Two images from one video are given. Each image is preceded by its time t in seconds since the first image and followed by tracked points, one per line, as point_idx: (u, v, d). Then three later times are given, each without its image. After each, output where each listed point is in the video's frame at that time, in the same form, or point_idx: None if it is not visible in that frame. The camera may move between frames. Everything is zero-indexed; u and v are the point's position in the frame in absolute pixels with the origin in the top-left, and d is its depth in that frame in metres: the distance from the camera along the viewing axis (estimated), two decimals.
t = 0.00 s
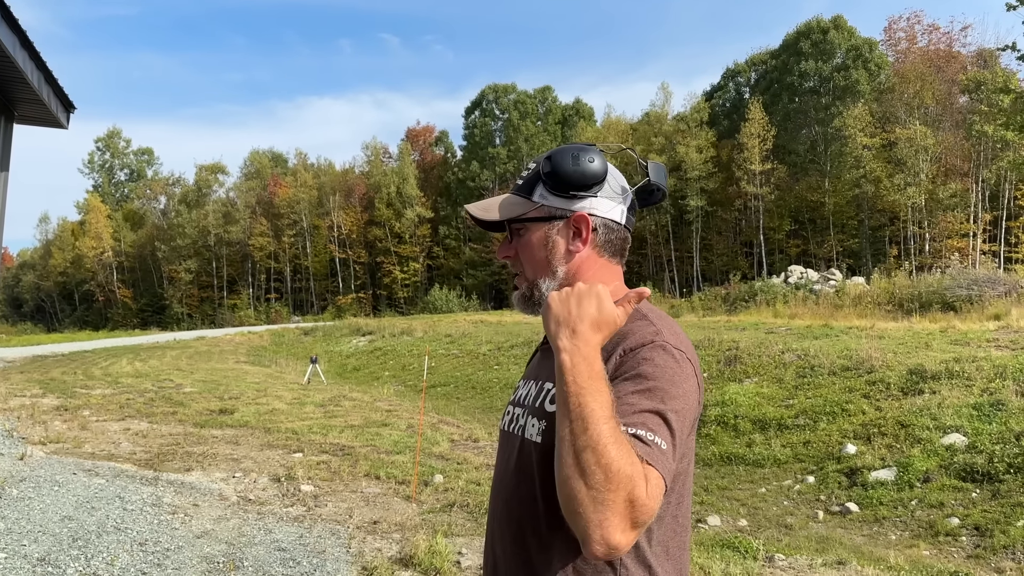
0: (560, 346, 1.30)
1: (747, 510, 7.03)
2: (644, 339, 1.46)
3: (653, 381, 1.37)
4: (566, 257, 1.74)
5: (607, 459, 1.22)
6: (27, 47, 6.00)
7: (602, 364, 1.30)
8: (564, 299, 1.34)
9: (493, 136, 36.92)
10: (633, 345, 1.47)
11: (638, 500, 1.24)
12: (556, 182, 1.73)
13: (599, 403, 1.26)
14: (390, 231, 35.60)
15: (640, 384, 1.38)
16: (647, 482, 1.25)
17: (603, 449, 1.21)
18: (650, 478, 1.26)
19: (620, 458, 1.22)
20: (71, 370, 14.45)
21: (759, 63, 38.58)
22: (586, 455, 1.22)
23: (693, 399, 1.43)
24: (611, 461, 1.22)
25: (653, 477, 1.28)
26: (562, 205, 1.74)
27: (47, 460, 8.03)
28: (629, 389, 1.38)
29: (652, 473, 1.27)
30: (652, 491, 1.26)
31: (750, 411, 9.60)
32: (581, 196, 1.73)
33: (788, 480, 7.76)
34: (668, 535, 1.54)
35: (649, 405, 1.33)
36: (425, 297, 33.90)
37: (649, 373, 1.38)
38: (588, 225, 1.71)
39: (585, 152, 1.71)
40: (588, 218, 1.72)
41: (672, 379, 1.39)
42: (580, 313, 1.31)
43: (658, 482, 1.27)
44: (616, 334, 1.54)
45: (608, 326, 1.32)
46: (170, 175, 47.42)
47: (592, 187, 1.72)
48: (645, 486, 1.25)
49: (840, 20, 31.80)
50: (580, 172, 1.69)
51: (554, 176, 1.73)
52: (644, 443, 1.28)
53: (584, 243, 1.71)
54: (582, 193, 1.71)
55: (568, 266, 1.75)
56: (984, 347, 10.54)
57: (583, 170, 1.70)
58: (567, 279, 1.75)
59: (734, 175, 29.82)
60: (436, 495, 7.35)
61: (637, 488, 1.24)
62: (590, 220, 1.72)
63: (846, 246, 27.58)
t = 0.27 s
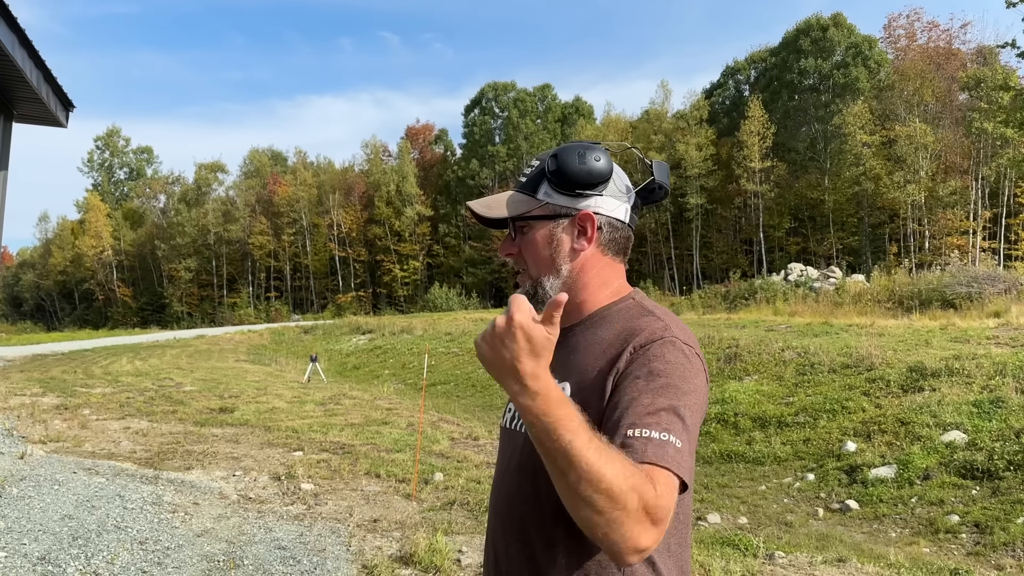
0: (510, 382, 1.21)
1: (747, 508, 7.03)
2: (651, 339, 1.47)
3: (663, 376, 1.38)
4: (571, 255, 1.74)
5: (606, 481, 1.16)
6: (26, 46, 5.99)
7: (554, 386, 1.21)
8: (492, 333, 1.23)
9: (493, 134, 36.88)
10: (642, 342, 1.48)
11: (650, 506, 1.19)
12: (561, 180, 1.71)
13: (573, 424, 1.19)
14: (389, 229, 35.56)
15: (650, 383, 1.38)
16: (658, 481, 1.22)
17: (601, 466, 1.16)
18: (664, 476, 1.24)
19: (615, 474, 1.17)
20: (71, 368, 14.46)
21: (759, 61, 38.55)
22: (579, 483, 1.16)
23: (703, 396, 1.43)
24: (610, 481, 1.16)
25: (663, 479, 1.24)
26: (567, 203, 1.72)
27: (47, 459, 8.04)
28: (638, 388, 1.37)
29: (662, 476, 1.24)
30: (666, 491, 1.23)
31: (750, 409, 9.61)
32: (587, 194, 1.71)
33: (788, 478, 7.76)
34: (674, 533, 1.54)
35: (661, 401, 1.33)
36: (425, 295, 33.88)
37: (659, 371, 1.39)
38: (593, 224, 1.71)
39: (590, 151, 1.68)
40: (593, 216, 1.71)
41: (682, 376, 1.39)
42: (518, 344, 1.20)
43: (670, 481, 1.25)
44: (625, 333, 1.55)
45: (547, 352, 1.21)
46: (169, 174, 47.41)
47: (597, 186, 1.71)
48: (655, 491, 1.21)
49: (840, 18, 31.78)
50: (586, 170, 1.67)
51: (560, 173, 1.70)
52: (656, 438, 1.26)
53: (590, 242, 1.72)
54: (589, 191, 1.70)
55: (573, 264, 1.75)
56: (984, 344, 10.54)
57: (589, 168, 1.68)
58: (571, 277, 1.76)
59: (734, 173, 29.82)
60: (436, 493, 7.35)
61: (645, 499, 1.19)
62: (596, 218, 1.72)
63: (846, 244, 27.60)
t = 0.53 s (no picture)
0: (485, 559, 1.31)
1: (748, 506, 7.03)
2: (650, 352, 1.44)
3: (671, 401, 1.39)
4: (570, 250, 1.74)
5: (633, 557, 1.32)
6: (25, 45, 5.98)
7: (520, 541, 1.30)
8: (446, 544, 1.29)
9: (493, 132, 36.83)
10: (640, 352, 1.45)
11: (672, 555, 1.32)
12: (564, 174, 1.73)
13: (558, 555, 1.32)
14: (390, 227, 35.57)
15: (656, 408, 1.39)
16: (674, 526, 1.34)
17: (605, 567, 1.32)
18: (687, 514, 1.35)
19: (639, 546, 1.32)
20: (72, 368, 14.45)
21: (759, 59, 38.52)
22: None
23: (708, 404, 1.44)
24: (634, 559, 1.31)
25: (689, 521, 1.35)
26: (569, 197, 1.72)
27: (47, 458, 8.04)
28: (647, 416, 1.39)
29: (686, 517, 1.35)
30: (698, 530, 1.36)
31: (751, 407, 9.60)
32: (590, 188, 1.72)
33: (789, 476, 7.76)
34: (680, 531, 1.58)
35: (674, 433, 1.36)
36: (425, 293, 33.90)
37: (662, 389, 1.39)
38: (594, 219, 1.71)
39: (595, 146, 1.70)
40: (594, 211, 1.71)
41: (688, 397, 1.41)
42: (473, 549, 1.27)
43: (697, 515, 1.36)
44: (619, 336, 1.52)
45: (498, 535, 1.27)
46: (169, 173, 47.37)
47: (600, 181, 1.72)
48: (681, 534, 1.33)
49: (840, 15, 31.76)
50: (590, 164, 1.69)
51: (564, 166, 1.72)
52: (682, 471, 1.33)
53: (590, 236, 1.71)
54: (591, 185, 1.70)
55: (573, 256, 1.74)
56: (985, 342, 10.53)
57: (594, 163, 1.69)
58: (569, 271, 1.74)
59: (734, 171, 29.80)
60: (436, 492, 7.35)
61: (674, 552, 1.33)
62: (597, 212, 1.72)
63: (846, 242, 27.61)
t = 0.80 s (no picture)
0: (507, 518, 1.29)
1: (748, 504, 7.03)
2: (653, 348, 1.43)
3: (677, 397, 1.38)
4: (571, 249, 1.74)
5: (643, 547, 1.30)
6: (25, 44, 5.97)
7: (545, 503, 1.29)
8: (473, 489, 1.26)
9: (493, 131, 36.79)
10: (644, 349, 1.45)
11: (687, 545, 1.32)
12: (563, 176, 1.73)
13: (579, 524, 1.31)
14: (390, 226, 35.58)
15: (661, 404, 1.38)
16: (690, 518, 1.33)
17: (622, 546, 1.30)
18: (699, 508, 1.34)
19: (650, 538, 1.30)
20: (72, 367, 14.45)
21: (759, 57, 38.49)
22: (607, 564, 1.32)
23: (713, 401, 1.44)
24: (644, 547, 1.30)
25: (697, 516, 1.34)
26: (570, 197, 1.73)
27: (48, 457, 8.03)
28: (653, 412, 1.38)
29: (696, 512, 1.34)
30: (706, 525, 1.34)
31: (751, 405, 9.60)
32: (590, 187, 1.72)
33: (789, 474, 7.75)
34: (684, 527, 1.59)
35: (682, 430, 1.36)
36: (425, 293, 33.93)
37: (668, 388, 1.38)
38: (596, 219, 1.72)
39: (596, 146, 1.70)
40: (595, 211, 1.72)
41: (695, 394, 1.40)
42: (501, 495, 1.25)
43: (709, 509, 1.36)
44: (621, 335, 1.52)
45: (525, 485, 1.27)
46: (169, 172, 47.38)
47: (600, 180, 1.72)
48: (689, 528, 1.33)
49: (840, 14, 31.74)
50: (590, 164, 1.69)
51: (564, 166, 1.72)
52: (691, 468, 1.33)
53: (591, 235, 1.72)
54: (592, 185, 1.71)
55: (573, 256, 1.75)
56: (985, 340, 10.54)
57: (594, 162, 1.70)
58: (569, 271, 1.75)
59: (734, 170, 29.81)
60: (437, 490, 7.35)
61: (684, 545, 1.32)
62: (597, 212, 1.73)
63: (846, 240, 27.63)
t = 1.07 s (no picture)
0: (503, 508, 1.32)
1: (748, 503, 7.03)
2: (654, 346, 1.44)
3: (677, 397, 1.38)
4: (594, 249, 1.75)
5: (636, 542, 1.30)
6: (25, 43, 5.97)
7: (540, 495, 1.32)
8: (472, 475, 1.31)
9: (493, 130, 36.76)
10: (644, 349, 1.45)
11: (682, 545, 1.31)
12: (593, 176, 1.74)
13: (573, 516, 1.33)
14: (390, 226, 35.58)
15: (661, 402, 1.37)
16: (684, 515, 1.33)
17: (615, 539, 1.31)
18: (695, 506, 1.33)
19: (643, 535, 1.30)
20: (73, 366, 14.45)
21: (759, 56, 38.46)
22: (600, 557, 1.32)
23: (712, 402, 1.44)
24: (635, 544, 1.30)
25: (694, 516, 1.33)
26: (599, 198, 1.74)
27: (49, 456, 8.03)
28: (651, 410, 1.37)
29: (691, 512, 1.33)
30: (701, 523, 1.33)
31: (752, 404, 9.60)
32: (618, 190, 1.75)
33: (789, 473, 7.76)
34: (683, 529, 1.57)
35: (682, 428, 1.35)
36: (426, 292, 33.96)
37: (666, 386, 1.38)
38: (621, 222, 1.76)
39: (629, 149, 1.73)
40: (620, 214, 1.76)
41: (694, 392, 1.40)
42: (498, 483, 1.29)
43: (705, 507, 1.35)
44: (622, 333, 1.52)
45: (522, 475, 1.30)
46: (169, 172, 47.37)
47: (627, 184, 1.76)
48: (684, 527, 1.32)
49: (841, 13, 31.71)
50: (623, 167, 1.72)
51: (597, 167, 1.72)
52: (689, 466, 1.32)
53: (615, 238, 1.75)
54: (621, 189, 1.74)
55: (595, 256, 1.75)
56: (985, 339, 10.54)
57: (626, 167, 1.73)
58: (589, 271, 1.75)
59: (735, 169, 29.82)
60: (438, 489, 7.36)
61: (676, 544, 1.31)
62: (622, 216, 1.77)
63: (847, 239, 27.65)
